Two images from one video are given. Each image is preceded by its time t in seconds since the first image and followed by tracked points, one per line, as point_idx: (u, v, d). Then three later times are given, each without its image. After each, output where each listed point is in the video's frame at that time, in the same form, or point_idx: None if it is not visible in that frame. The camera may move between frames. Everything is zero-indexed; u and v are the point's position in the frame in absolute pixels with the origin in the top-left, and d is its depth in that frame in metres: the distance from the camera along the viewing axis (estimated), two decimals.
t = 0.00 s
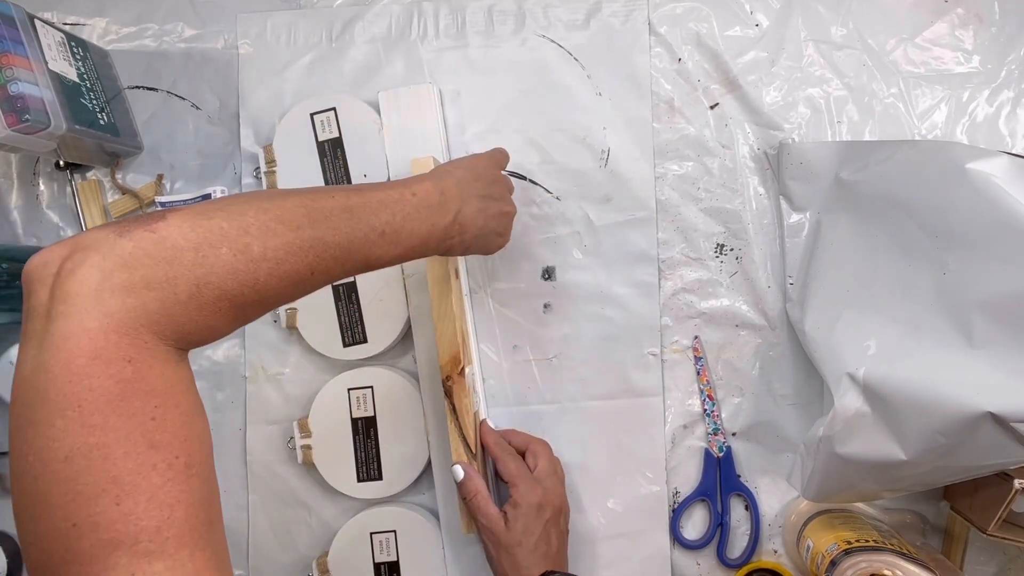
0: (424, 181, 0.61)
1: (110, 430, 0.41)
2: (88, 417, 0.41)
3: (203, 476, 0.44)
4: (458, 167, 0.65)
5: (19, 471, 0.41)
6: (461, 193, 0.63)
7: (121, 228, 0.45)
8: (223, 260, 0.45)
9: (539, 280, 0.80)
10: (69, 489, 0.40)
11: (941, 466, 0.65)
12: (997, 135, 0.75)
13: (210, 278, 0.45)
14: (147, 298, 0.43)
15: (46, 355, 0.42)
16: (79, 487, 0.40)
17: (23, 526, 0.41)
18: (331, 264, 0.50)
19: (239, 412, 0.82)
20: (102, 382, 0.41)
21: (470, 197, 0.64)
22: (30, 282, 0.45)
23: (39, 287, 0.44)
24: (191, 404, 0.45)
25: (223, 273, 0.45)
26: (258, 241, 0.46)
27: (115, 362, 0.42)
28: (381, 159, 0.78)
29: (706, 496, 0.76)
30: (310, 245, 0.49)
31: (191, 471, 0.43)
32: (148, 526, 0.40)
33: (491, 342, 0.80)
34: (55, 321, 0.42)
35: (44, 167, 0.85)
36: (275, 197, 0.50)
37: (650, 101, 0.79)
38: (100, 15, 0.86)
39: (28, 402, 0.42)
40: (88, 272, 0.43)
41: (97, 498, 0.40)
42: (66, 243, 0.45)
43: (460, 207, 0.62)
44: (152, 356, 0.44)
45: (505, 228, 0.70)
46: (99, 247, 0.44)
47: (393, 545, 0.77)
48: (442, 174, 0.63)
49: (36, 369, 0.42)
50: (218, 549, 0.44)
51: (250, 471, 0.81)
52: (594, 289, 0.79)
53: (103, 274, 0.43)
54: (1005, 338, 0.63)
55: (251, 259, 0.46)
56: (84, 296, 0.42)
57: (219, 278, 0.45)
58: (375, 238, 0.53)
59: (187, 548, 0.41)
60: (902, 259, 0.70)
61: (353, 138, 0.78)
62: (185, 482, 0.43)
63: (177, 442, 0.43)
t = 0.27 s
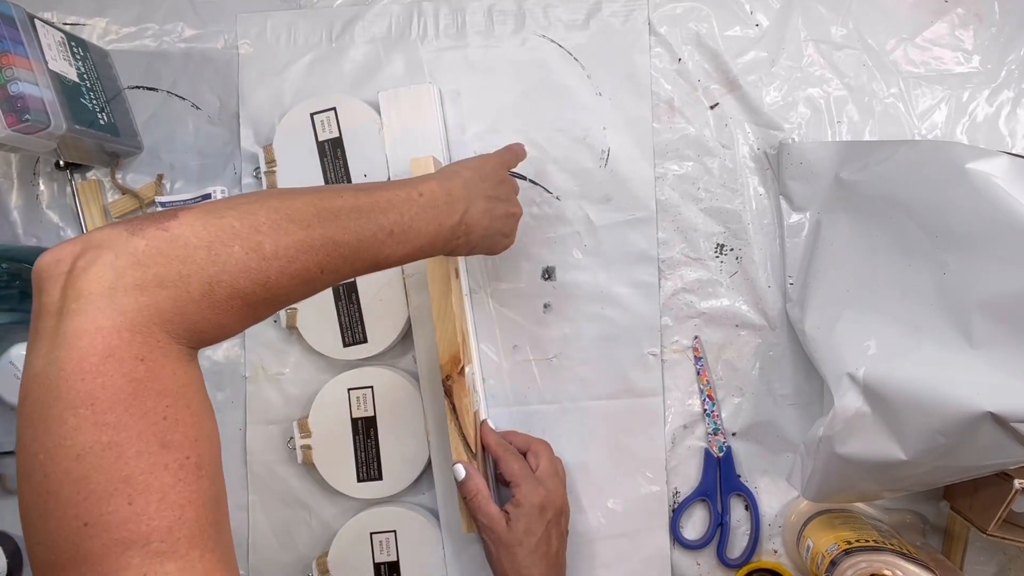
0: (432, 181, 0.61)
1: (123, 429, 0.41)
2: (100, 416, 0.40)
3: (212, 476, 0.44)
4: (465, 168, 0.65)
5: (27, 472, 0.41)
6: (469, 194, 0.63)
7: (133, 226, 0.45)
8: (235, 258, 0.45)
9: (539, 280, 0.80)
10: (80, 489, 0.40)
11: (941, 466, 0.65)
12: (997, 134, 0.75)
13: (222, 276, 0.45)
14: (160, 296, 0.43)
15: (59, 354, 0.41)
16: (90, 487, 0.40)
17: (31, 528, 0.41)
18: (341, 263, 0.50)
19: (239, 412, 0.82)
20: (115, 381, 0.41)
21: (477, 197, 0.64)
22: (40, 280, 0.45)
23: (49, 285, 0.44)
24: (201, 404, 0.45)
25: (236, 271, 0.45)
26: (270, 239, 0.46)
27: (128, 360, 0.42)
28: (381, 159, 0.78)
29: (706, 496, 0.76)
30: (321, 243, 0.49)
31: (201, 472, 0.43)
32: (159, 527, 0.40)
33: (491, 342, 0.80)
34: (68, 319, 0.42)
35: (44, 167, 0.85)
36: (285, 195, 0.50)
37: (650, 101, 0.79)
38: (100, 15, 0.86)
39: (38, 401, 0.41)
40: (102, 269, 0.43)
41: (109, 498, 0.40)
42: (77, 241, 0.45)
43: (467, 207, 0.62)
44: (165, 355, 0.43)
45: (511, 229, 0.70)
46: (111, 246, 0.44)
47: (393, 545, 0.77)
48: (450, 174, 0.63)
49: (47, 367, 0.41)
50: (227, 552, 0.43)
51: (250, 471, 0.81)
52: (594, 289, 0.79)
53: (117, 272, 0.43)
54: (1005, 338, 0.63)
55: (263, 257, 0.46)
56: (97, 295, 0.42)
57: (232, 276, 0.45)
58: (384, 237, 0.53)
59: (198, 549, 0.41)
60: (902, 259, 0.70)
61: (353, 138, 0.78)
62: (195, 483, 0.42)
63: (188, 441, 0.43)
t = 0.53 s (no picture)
0: (410, 174, 0.61)
1: (94, 451, 0.40)
2: (72, 437, 0.40)
3: (189, 496, 0.43)
4: (443, 156, 0.66)
5: (6, 496, 0.41)
6: (448, 183, 0.64)
7: (107, 244, 0.45)
8: (210, 271, 0.45)
9: (539, 280, 0.80)
10: (53, 512, 0.40)
11: (941, 466, 0.65)
12: (997, 134, 0.75)
13: (196, 290, 0.44)
14: (133, 314, 0.43)
15: (32, 377, 0.41)
16: (63, 512, 0.40)
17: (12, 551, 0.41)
18: (320, 265, 0.50)
19: (239, 412, 0.82)
20: (86, 403, 0.41)
21: (457, 184, 0.65)
22: (19, 303, 0.45)
23: (28, 308, 0.44)
24: (177, 423, 0.44)
25: (209, 284, 0.45)
26: (245, 249, 0.46)
27: (100, 382, 0.42)
28: (381, 159, 0.78)
29: (706, 496, 0.76)
30: (297, 248, 0.48)
31: (176, 493, 0.43)
32: (130, 551, 0.39)
33: (491, 342, 0.80)
34: (42, 341, 0.42)
35: (43, 167, 0.85)
36: (259, 202, 0.49)
37: (650, 101, 0.79)
38: (100, 15, 0.86)
39: (14, 422, 0.41)
40: (74, 290, 0.43)
41: (80, 521, 0.40)
42: (53, 262, 0.45)
43: (448, 197, 0.63)
44: (138, 373, 0.43)
45: (494, 213, 0.71)
46: (84, 266, 0.44)
47: (393, 545, 0.77)
48: (428, 164, 0.64)
49: (22, 391, 0.41)
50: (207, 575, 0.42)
51: (250, 471, 0.81)
52: (594, 289, 0.79)
53: (89, 291, 0.43)
54: (1005, 338, 0.63)
55: (238, 267, 0.45)
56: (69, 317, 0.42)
57: (206, 289, 0.45)
58: (364, 236, 0.53)
59: (173, 572, 0.40)
60: (902, 259, 0.70)
61: (353, 138, 0.78)
62: (170, 504, 0.42)
63: (162, 461, 0.42)
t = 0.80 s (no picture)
0: (408, 161, 0.61)
1: (98, 452, 0.40)
2: (77, 437, 0.40)
3: (189, 500, 0.44)
4: (440, 143, 0.66)
5: (8, 495, 0.41)
6: (445, 168, 0.64)
7: (111, 242, 0.45)
8: (214, 267, 0.45)
9: (539, 280, 0.80)
10: (54, 513, 0.40)
11: (941, 466, 0.65)
12: (997, 135, 0.75)
13: (201, 286, 0.44)
14: (139, 311, 0.43)
15: (37, 376, 0.41)
16: (64, 513, 0.40)
17: (13, 549, 0.41)
18: (323, 257, 0.50)
19: (239, 412, 0.82)
20: (91, 403, 0.41)
21: (454, 170, 0.65)
22: (24, 301, 0.45)
23: (34, 305, 0.44)
24: (178, 423, 0.44)
25: (213, 279, 0.45)
26: (249, 243, 0.46)
27: (104, 382, 0.42)
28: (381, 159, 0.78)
29: (706, 496, 0.76)
30: (299, 240, 0.48)
31: (175, 495, 0.42)
32: (129, 553, 0.40)
33: (491, 342, 0.80)
34: (48, 340, 0.42)
35: (43, 168, 0.85)
36: (261, 194, 0.49)
37: (650, 101, 0.79)
38: (100, 15, 0.86)
39: (19, 420, 0.41)
40: (81, 290, 0.43)
41: (80, 522, 0.40)
42: (58, 260, 0.45)
43: (446, 183, 0.63)
44: (142, 372, 0.43)
45: (494, 198, 0.71)
46: (90, 264, 0.44)
47: (393, 545, 0.77)
48: (426, 151, 0.64)
49: (26, 390, 0.41)
50: None
51: (250, 471, 0.81)
52: (594, 289, 0.79)
53: (94, 290, 0.43)
54: (1005, 338, 0.63)
55: (243, 262, 0.45)
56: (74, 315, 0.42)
57: (211, 285, 0.45)
58: (365, 226, 0.53)
59: (171, 574, 0.40)
60: (902, 259, 0.70)
61: (353, 138, 0.78)
62: (170, 507, 0.42)
63: (162, 462, 0.42)
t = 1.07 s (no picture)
0: (410, 162, 0.61)
1: (106, 446, 0.40)
2: (83, 432, 0.40)
3: (195, 496, 0.43)
4: (445, 145, 0.66)
5: (9, 490, 0.40)
6: (449, 169, 0.64)
7: (116, 236, 0.44)
8: (221, 263, 0.45)
9: (539, 280, 0.80)
10: (59, 508, 0.39)
11: (941, 467, 0.65)
12: (997, 135, 0.75)
13: (208, 282, 0.44)
14: (146, 306, 0.43)
15: (43, 370, 0.41)
16: (70, 508, 0.39)
17: (13, 544, 0.40)
18: (326, 255, 0.51)
19: (239, 412, 0.82)
20: (98, 397, 0.41)
21: (457, 172, 0.64)
22: (25, 295, 0.44)
23: (36, 300, 0.43)
24: (184, 419, 0.44)
25: (220, 275, 0.45)
26: (255, 240, 0.46)
27: (111, 376, 0.41)
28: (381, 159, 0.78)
29: (706, 496, 0.76)
30: (304, 238, 0.49)
31: (182, 491, 0.42)
32: (137, 548, 0.39)
33: (491, 342, 0.80)
34: (53, 335, 0.41)
35: (43, 168, 0.85)
36: (265, 191, 0.50)
37: (650, 101, 0.79)
38: (100, 15, 0.86)
39: (21, 415, 0.41)
40: (87, 284, 0.42)
41: (87, 517, 0.39)
42: (60, 253, 0.44)
43: (449, 185, 0.63)
44: (148, 367, 0.43)
45: (496, 203, 0.71)
46: (94, 258, 0.44)
47: (393, 545, 0.77)
48: (429, 152, 0.64)
49: (30, 384, 0.41)
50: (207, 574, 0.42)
51: (250, 471, 0.81)
52: (593, 289, 0.79)
53: (100, 284, 0.42)
54: (1005, 339, 0.63)
55: (249, 258, 0.46)
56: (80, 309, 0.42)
57: (217, 281, 0.45)
58: (369, 225, 0.54)
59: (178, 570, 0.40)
60: (902, 259, 0.70)
61: (353, 138, 0.78)
62: (177, 503, 0.42)
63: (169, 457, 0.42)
